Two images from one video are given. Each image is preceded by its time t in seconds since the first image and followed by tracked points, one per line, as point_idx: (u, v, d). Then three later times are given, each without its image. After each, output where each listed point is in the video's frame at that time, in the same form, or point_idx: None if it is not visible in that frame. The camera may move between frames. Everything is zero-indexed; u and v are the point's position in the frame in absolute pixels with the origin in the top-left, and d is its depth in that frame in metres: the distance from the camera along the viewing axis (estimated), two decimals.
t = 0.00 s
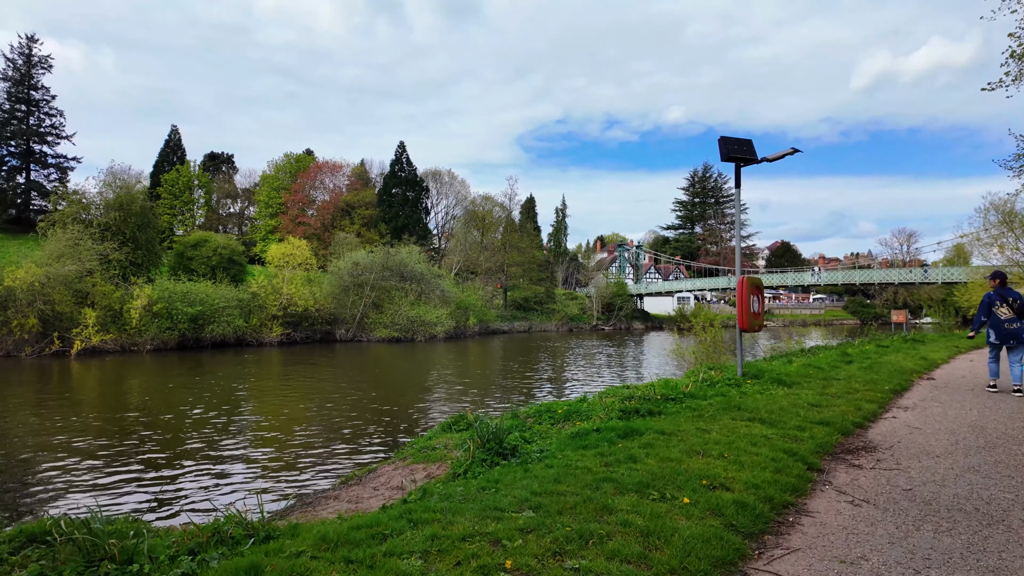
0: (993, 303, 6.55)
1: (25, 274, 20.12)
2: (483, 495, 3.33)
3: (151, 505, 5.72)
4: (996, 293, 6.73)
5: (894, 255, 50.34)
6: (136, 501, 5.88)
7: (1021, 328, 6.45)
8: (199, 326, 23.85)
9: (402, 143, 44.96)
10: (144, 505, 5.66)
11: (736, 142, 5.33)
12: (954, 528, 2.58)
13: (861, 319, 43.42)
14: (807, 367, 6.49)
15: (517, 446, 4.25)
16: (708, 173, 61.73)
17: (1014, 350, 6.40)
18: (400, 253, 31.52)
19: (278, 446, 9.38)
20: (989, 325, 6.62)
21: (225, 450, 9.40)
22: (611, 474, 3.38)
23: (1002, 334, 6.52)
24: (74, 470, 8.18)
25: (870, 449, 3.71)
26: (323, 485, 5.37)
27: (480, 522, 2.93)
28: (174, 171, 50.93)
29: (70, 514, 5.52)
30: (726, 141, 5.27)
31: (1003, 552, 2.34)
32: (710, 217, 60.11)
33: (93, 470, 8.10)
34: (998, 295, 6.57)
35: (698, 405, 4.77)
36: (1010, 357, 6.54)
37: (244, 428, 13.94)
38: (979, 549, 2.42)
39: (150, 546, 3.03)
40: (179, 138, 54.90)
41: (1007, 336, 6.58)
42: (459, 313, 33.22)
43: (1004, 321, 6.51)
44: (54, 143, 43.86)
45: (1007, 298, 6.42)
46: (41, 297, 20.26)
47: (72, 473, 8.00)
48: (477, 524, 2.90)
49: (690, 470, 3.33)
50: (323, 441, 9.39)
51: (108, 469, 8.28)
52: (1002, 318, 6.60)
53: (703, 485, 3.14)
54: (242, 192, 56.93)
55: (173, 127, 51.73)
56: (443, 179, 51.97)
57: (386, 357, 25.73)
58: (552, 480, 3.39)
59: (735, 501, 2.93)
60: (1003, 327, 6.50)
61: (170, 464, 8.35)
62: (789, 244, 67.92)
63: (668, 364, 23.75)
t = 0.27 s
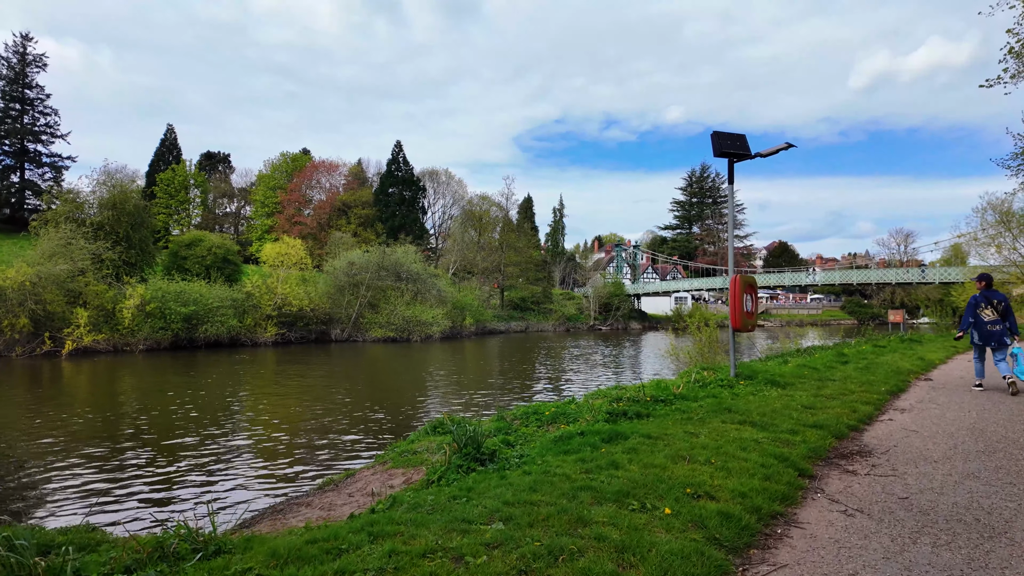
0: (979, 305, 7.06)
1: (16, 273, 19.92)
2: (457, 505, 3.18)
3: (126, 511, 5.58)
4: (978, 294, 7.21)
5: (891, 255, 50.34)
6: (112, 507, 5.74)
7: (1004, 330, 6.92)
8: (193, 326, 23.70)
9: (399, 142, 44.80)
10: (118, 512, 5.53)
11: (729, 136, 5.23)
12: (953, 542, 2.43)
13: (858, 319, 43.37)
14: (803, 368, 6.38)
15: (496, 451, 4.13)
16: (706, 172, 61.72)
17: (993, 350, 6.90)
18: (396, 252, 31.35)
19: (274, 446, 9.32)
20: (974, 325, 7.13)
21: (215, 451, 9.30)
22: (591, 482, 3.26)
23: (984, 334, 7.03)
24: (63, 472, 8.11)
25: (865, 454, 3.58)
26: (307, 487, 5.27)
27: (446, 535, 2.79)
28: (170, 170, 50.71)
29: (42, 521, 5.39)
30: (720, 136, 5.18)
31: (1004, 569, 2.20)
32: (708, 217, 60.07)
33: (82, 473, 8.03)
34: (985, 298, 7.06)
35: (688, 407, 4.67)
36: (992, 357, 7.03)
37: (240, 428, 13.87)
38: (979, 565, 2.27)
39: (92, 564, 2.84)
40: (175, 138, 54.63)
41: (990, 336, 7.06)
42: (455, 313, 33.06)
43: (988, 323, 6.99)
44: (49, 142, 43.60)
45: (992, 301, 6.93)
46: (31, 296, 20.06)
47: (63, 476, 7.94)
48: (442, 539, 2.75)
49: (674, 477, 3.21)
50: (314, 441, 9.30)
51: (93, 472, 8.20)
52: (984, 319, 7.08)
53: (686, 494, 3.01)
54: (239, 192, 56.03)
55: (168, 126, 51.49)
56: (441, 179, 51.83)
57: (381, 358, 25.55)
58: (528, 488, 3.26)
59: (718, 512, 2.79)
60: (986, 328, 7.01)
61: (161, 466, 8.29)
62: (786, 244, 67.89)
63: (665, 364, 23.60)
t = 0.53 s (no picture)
0: (967, 303, 7.12)
1: (7, 273, 19.76)
2: (417, 521, 3.02)
3: (96, 521, 5.43)
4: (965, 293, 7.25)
5: (889, 255, 50.31)
6: (81, 517, 5.59)
7: (991, 328, 6.97)
8: (187, 326, 23.57)
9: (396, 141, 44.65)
10: (86, 522, 5.38)
11: (720, 132, 5.10)
12: (946, 564, 2.26)
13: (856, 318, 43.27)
14: (796, 370, 6.25)
15: (468, 461, 3.99)
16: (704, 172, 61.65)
17: (982, 347, 6.91)
18: (392, 252, 31.20)
19: (268, 449, 9.24)
20: (962, 323, 7.18)
21: (203, 454, 9.19)
22: (562, 497, 3.10)
23: (972, 332, 7.07)
24: (48, 476, 8.02)
25: (855, 465, 3.42)
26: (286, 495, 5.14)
27: (397, 557, 2.62)
28: (166, 170, 50.56)
29: (7, 532, 5.24)
30: (710, 132, 5.05)
31: None
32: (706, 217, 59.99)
33: (67, 477, 7.94)
34: (972, 296, 7.13)
35: (673, 412, 4.54)
36: (980, 355, 7.06)
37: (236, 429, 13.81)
38: None
39: None
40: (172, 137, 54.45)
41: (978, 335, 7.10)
42: (452, 313, 32.94)
43: (977, 321, 7.02)
44: (44, 141, 43.40)
45: (981, 300, 6.98)
46: (23, 296, 19.90)
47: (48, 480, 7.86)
48: (394, 561, 2.58)
49: (650, 491, 3.05)
50: (305, 443, 9.20)
51: (75, 477, 8.09)
52: (973, 318, 7.10)
53: (661, 511, 2.85)
54: (236, 191, 55.80)
55: (165, 125, 51.32)
56: (438, 179, 51.69)
57: (377, 358, 25.41)
58: (494, 504, 3.10)
59: (693, 530, 2.62)
60: (974, 325, 7.05)
61: (148, 470, 8.19)
62: (785, 243, 67.86)
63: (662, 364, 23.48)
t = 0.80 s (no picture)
0: (964, 304, 7.00)
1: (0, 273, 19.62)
2: (380, 536, 2.87)
3: (67, 529, 5.28)
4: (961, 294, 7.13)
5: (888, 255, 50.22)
6: (53, 523, 5.43)
7: (989, 329, 6.86)
8: (182, 326, 23.44)
9: (394, 141, 44.49)
10: (58, 529, 5.22)
11: (713, 127, 4.98)
12: None
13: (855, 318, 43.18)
14: (792, 371, 6.13)
15: (444, 468, 3.86)
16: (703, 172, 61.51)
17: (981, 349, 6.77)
18: (389, 251, 31.02)
19: (264, 449, 9.16)
20: (959, 325, 7.06)
21: (194, 454, 9.09)
22: (536, 509, 2.95)
23: (969, 334, 6.94)
24: (39, 477, 7.92)
25: (849, 472, 3.28)
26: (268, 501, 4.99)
27: None
28: (163, 169, 50.42)
29: None
30: (704, 127, 4.93)
31: None
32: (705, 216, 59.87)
33: (59, 479, 7.85)
34: (968, 298, 7.03)
35: (663, 415, 4.43)
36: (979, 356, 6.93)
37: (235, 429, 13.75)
38: None
39: None
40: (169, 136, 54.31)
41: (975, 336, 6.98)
42: (450, 313, 32.79)
43: (974, 323, 6.92)
44: (41, 140, 43.18)
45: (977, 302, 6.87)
46: (16, 296, 19.76)
47: (39, 482, 7.76)
48: None
49: (631, 503, 2.91)
50: (298, 443, 9.11)
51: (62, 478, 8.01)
52: (970, 319, 7.00)
53: (640, 524, 2.70)
54: (234, 190, 55.48)
55: (162, 125, 51.19)
56: (436, 178, 51.51)
57: (374, 358, 25.26)
58: (462, 517, 2.95)
59: (672, 547, 2.47)
60: (971, 327, 6.93)
61: (140, 471, 8.11)
62: (784, 243, 67.77)
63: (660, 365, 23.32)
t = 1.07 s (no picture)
0: (965, 299, 6.85)
1: None
2: (333, 556, 2.69)
3: (38, 536, 5.11)
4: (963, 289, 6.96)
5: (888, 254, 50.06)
6: (23, 530, 5.27)
7: (989, 326, 6.71)
8: (177, 325, 23.29)
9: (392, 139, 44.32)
10: (28, 535, 5.07)
11: (709, 119, 4.84)
12: None
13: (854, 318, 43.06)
14: (790, 371, 5.98)
15: (417, 477, 3.70)
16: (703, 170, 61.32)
17: (977, 345, 6.66)
18: (387, 249, 30.83)
19: (258, 449, 9.03)
20: (959, 320, 6.93)
21: (184, 454, 8.96)
22: (509, 526, 2.77)
23: (967, 330, 6.81)
24: (29, 477, 7.80)
25: (848, 482, 3.12)
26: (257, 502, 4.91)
27: None
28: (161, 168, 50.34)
29: None
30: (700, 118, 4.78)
31: None
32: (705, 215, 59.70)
33: (44, 479, 7.71)
34: (970, 292, 6.87)
35: (653, 418, 4.29)
36: (976, 353, 6.81)
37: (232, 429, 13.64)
38: None
39: None
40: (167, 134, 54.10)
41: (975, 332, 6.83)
42: (448, 311, 32.63)
43: (973, 318, 6.77)
44: (38, 138, 43.01)
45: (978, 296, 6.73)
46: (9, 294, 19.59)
47: (28, 482, 7.64)
48: None
49: (613, 518, 2.74)
50: (291, 443, 8.98)
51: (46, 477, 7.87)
52: (970, 314, 6.84)
53: (621, 543, 2.53)
54: (232, 189, 55.07)
55: (160, 122, 51.00)
56: (435, 176, 51.33)
57: (371, 357, 25.09)
58: (427, 534, 2.77)
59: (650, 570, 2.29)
60: (970, 323, 6.80)
61: (130, 471, 7.97)
62: (783, 242, 67.62)
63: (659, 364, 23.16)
